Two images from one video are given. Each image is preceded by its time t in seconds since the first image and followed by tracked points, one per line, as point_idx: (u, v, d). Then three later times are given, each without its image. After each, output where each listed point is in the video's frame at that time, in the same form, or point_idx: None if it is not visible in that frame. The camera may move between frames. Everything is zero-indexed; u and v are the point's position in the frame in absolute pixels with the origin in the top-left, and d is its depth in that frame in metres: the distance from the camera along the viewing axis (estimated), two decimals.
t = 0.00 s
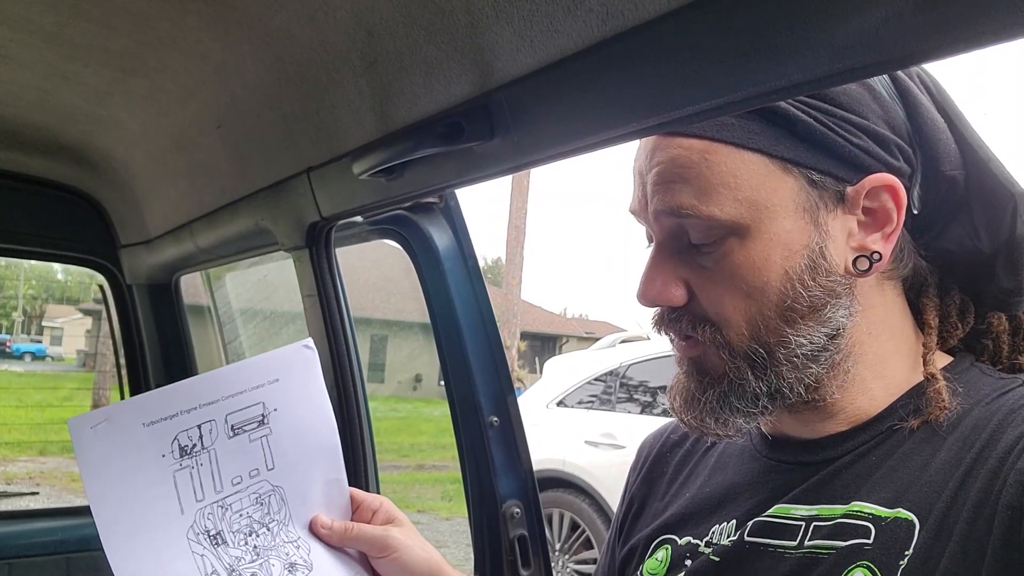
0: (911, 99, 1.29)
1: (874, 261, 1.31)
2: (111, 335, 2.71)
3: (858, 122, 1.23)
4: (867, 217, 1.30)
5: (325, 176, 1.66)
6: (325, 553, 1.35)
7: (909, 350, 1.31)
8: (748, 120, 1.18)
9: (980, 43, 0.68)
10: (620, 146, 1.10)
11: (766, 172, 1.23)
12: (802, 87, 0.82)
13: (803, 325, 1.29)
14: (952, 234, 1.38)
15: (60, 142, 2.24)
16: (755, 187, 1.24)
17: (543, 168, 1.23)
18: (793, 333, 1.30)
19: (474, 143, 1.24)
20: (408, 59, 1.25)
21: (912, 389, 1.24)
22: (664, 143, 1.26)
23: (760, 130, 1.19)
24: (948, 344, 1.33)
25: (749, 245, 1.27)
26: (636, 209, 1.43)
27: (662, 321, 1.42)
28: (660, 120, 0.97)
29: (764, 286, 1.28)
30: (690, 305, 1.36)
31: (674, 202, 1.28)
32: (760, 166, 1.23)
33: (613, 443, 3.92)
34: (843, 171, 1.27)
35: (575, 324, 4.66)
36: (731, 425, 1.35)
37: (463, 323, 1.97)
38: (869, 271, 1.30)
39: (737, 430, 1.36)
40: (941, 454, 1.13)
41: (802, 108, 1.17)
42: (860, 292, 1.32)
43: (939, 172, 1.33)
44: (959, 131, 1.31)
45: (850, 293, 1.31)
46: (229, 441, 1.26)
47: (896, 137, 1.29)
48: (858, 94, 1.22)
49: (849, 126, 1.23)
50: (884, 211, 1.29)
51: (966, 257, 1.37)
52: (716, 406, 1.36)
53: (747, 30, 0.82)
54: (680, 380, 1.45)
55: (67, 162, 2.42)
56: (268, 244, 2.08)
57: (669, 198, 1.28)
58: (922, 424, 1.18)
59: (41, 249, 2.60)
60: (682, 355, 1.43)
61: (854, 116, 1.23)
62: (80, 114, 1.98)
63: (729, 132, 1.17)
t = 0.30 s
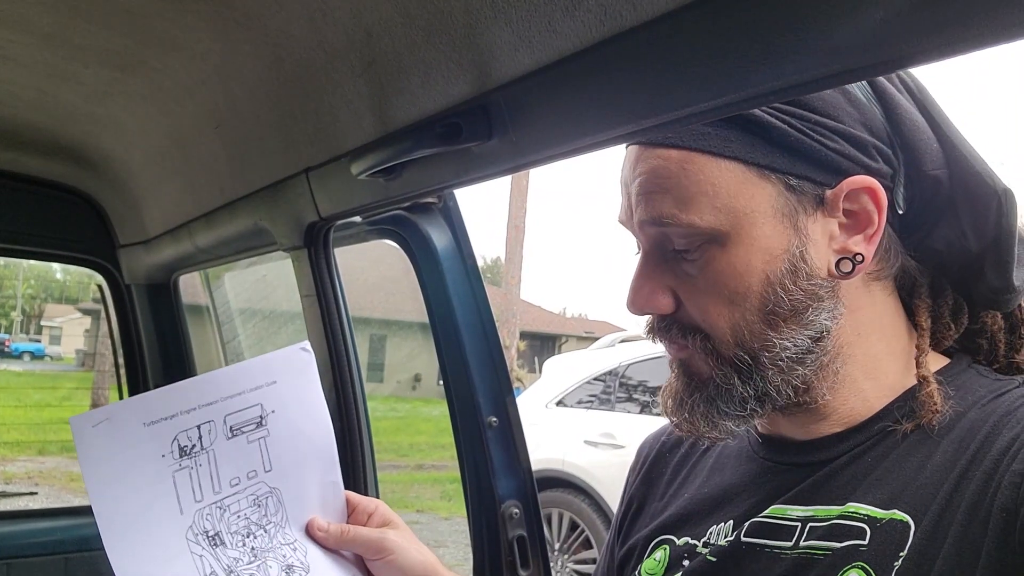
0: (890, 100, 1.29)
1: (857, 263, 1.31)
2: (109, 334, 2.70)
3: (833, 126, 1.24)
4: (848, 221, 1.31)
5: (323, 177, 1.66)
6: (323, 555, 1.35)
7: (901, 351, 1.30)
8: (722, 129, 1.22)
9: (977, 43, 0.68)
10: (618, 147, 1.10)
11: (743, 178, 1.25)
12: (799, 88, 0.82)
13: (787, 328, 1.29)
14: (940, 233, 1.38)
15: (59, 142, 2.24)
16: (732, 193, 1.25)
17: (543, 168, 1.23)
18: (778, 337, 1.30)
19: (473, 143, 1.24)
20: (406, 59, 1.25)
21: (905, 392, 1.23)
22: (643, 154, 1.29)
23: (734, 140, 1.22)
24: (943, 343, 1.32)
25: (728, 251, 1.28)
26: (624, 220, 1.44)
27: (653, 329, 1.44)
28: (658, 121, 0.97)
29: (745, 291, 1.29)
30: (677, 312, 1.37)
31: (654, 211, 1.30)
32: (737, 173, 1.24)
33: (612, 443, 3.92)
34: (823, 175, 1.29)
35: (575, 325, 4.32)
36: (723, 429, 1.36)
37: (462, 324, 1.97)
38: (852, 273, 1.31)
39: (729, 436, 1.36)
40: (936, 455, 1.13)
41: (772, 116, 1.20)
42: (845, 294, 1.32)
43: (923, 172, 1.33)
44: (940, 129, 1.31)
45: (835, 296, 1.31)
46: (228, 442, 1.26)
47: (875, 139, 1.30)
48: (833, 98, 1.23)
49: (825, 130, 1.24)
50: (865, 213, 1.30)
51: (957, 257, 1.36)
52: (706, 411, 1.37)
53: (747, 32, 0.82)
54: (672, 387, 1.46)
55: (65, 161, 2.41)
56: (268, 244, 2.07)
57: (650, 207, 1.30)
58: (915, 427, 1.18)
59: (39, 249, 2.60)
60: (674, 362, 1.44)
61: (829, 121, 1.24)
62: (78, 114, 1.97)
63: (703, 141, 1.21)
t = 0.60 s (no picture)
0: (880, 98, 1.29)
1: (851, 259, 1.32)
2: (110, 333, 2.70)
3: (821, 123, 1.25)
4: (841, 217, 1.31)
5: (324, 175, 1.67)
6: (325, 553, 1.35)
7: (896, 347, 1.31)
8: (712, 130, 1.23)
9: (980, 40, 0.68)
10: (615, 145, 1.11)
11: (736, 178, 1.25)
12: (799, 85, 0.82)
13: (783, 325, 1.30)
14: (933, 229, 1.38)
15: (60, 140, 2.24)
16: (726, 193, 1.26)
17: (544, 166, 1.23)
18: (775, 334, 1.31)
19: (474, 141, 1.24)
20: (406, 56, 1.25)
21: (900, 389, 1.24)
22: (637, 156, 1.30)
23: (726, 139, 1.24)
24: (938, 339, 1.34)
25: (724, 251, 1.28)
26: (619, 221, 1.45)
27: (651, 330, 1.44)
28: (657, 118, 0.97)
29: (741, 289, 1.29)
30: (674, 311, 1.38)
31: (649, 212, 1.30)
32: (731, 172, 1.25)
33: (611, 443, 3.91)
34: (816, 172, 1.29)
35: (574, 326, 4.26)
36: (721, 427, 1.36)
37: (463, 323, 1.97)
38: (847, 269, 1.31)
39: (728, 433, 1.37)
40: (931, 452, 1.13)
41: (760, 115, 1.22)
42: (841, 291, 1.32)
43: (913, 168, 1.34)
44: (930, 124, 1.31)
45: (830, 293, 1.31)
46: (232, 439, 1.26)
47: (865, 136, 1.30)
48: (821, 96, 1.24)
49: (815, 128, 1.25)
50: (858, 210, 1.30)
51: (952, 252, 1.36)
52: (704, 409, 1.37)
53: (747, 28, 0.82)
54: (671, 387, 1.46)
55: (66, 160, 2.41)
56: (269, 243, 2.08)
57: (644, 208, 1.31)
58: (908, 422, 1.19)
59: (39, 247, 2.59)
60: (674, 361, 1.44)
61: (818, 119, 1.25)
62: (79, 112, 1.98)
63: (696, 142, 1.23)
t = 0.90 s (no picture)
0: (881, 95, 1.30)
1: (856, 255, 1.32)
2: (107, 333, 2.70)
3: (826, 118, 1.25)
4: (847, 212, 1.32)
5: (324, 174, 1.67)
6: (324, 554, 1.35)
7: (898, 345, 1.31)
8: (721, 125, 1.23)
9: (978, 42, 0.69)
10: (616, 145, 1.11)
11: (743, 173, 1.25)
12: (800, 85, 0.82)
13: (789, 322, 1.30)
14: (934, 226, 1.38)
15: (58, 139, 2.24)
16: (732, 189, 1.26)
17: (543, 166, 1.23)
18: (780, 331, 1.31)
19: (473, 141, 1.24)
20: (404, 56, 1.26)
21: (901, 389, 1.24)
22: (642, 151, 1.29)
23: (732, 135, 1.23)
24: (939, 339, 1.35)
25: (731, 246, 1.28)
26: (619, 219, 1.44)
27: (653, 328, 1.43)
28: (657, 119, 0.97)
29: (748, 286, 1.29)
30: (678, 309, 1.37)
31: (654, 209, 1.29)
32: (736, 167, 1.25)
33: (609, 442, 3.99)
34: (820, 168, 1.29)
35: (571, 325, 4.16)
36: (724, 425, 1.35)
37: (461, 322, 1.97)
38: (851, 265, 1.32)
39: (731, 432, 1.36)
40: (932, 453, 1.13)
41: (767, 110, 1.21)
42: (845, 288, 1.33)
43: (915, 164, 1.34)
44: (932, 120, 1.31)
45: (834, 289, 1.31)
46: (231, 438, 1.26)
47: (868, 132, 1.30)
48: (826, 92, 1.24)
49: (820, 124, 1.25)
50: (863, 205, 1.31)
51: (952, 250, 1.36)
52: (708, 408, 1.36)
53: (746, 28, 0.82)
54: (672, 387, 1.46)
55: (66, 159, 2.41)
56: (267, 244, 2.08)
57: (649, 205, 1.30)
58: (910, 422, 1.19)
59: (38, 247, 2.59)
60: (675, 361, 1.43)
61: (823, 114, 1.25)
62: (77, 111, 1.97)
63: (705, 138, 1.22)
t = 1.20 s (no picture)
0: (883, 97, 1.30)
1: (861, 259, 1.33)
2: (106, 333, 2.70)
3: (829, 122, 1.26)
4: (851, 216, 1.32)
5: (322, 174, 1.66)
6: (318, 562, 1.35)
7: (899, 347, 1.31)
8: (722, 132, 1.23)
9: (976, 44, 0.68)
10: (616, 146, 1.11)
11: (746, 179, 1.25)
12: (801, 87, 0.82)
13: (796, 329, 1.29)
14: (936, 226, 1.37)
15: (55, 139, 2.23)
16: (736, 196, 1.25)
17: (541, 167, 1.23)
18: (788, 338, 1.30)
19: (471, 142, 1.24)
20: (402, 57, 1.25)
21: (904, 391, 1.24)
22: (643, 160, 1.29)
23: (735, 141, 1.23)
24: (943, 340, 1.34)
25: (736, 254, 1.28)
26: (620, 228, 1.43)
27: (657, 338, 1.43)
28: (656, 121, 0.97)
29: (754, 293, 1.28)
30: (683, 319, 1.36)
31: (658, 218, 1.29)
32: (739, 174, 1.25)
33: (608, 442, 3.90)
34: (824, 172, 1.29)
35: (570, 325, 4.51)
36: (732, 435, 1.34)
37: (460, 323, 1.97)
38: (856, 269, 1.32)
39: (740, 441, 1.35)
40: (935, 456, 1.14)
41: (769, 114, 1.22)
42: (850, 293, 1.33)
43: (917, 166, 1.34)
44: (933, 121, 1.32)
45: (840, 294, 1.31)
46: (222, 448, 1.26)
47: (870, 134, 1.31)
48: (826, 97, 1.25)
49: (823, 128, 1.26)
50: (866, 209, 1.31)
51: (953, 249, 1.36)
52: (716, 417, 1.35)
53: (746, 28, 0.82)
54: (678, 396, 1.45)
55: (64, 160, 2.41)
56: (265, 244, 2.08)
57: (653, 214, 1.30)
58: (914, 424, 1.19)
59: (37, 247, 2.58)
60: (681, 370, 1.42)
61: (826, 119, 1.25)
62: (75, 111, 1.97)
63: (705, 145, 1.23)
